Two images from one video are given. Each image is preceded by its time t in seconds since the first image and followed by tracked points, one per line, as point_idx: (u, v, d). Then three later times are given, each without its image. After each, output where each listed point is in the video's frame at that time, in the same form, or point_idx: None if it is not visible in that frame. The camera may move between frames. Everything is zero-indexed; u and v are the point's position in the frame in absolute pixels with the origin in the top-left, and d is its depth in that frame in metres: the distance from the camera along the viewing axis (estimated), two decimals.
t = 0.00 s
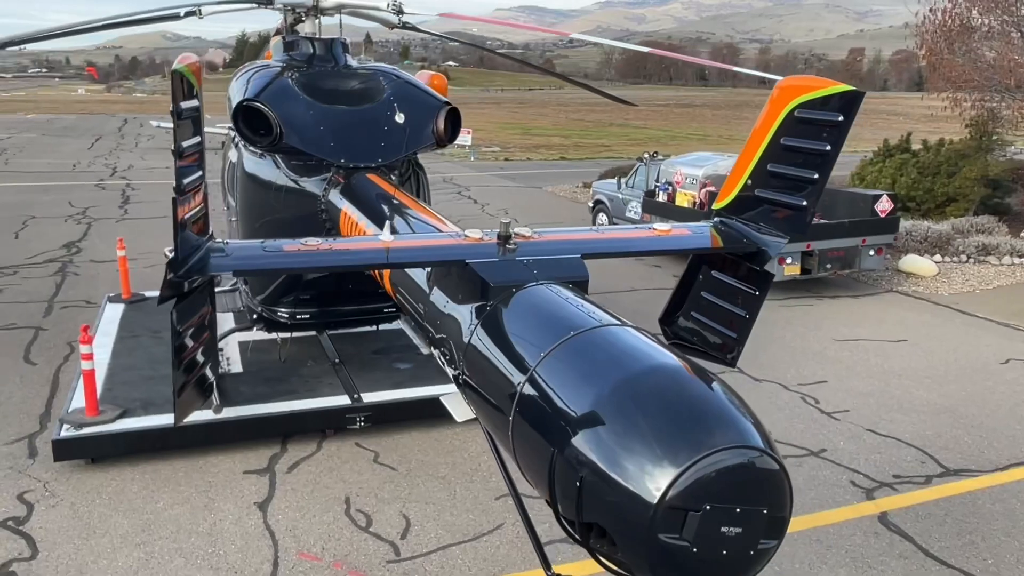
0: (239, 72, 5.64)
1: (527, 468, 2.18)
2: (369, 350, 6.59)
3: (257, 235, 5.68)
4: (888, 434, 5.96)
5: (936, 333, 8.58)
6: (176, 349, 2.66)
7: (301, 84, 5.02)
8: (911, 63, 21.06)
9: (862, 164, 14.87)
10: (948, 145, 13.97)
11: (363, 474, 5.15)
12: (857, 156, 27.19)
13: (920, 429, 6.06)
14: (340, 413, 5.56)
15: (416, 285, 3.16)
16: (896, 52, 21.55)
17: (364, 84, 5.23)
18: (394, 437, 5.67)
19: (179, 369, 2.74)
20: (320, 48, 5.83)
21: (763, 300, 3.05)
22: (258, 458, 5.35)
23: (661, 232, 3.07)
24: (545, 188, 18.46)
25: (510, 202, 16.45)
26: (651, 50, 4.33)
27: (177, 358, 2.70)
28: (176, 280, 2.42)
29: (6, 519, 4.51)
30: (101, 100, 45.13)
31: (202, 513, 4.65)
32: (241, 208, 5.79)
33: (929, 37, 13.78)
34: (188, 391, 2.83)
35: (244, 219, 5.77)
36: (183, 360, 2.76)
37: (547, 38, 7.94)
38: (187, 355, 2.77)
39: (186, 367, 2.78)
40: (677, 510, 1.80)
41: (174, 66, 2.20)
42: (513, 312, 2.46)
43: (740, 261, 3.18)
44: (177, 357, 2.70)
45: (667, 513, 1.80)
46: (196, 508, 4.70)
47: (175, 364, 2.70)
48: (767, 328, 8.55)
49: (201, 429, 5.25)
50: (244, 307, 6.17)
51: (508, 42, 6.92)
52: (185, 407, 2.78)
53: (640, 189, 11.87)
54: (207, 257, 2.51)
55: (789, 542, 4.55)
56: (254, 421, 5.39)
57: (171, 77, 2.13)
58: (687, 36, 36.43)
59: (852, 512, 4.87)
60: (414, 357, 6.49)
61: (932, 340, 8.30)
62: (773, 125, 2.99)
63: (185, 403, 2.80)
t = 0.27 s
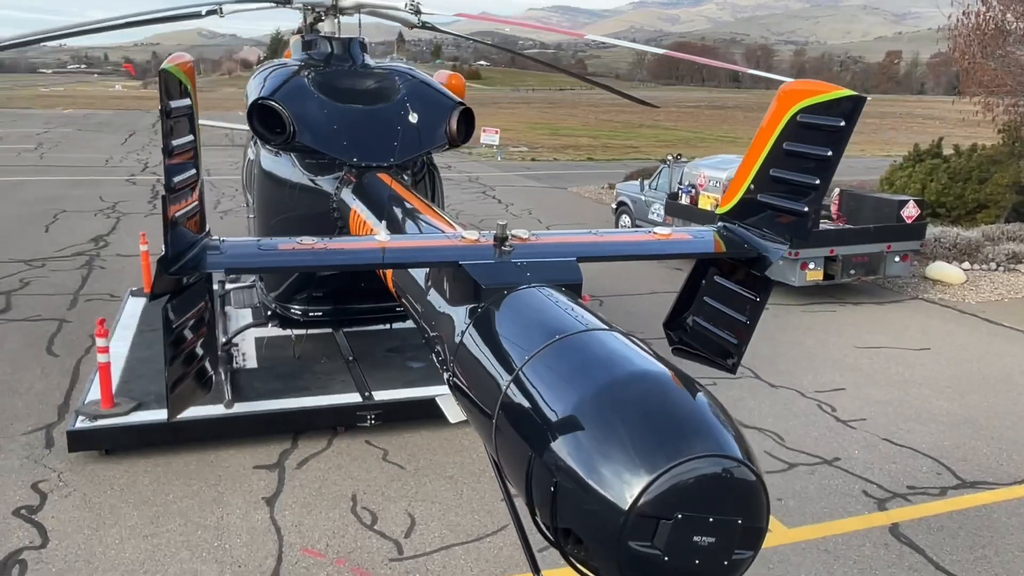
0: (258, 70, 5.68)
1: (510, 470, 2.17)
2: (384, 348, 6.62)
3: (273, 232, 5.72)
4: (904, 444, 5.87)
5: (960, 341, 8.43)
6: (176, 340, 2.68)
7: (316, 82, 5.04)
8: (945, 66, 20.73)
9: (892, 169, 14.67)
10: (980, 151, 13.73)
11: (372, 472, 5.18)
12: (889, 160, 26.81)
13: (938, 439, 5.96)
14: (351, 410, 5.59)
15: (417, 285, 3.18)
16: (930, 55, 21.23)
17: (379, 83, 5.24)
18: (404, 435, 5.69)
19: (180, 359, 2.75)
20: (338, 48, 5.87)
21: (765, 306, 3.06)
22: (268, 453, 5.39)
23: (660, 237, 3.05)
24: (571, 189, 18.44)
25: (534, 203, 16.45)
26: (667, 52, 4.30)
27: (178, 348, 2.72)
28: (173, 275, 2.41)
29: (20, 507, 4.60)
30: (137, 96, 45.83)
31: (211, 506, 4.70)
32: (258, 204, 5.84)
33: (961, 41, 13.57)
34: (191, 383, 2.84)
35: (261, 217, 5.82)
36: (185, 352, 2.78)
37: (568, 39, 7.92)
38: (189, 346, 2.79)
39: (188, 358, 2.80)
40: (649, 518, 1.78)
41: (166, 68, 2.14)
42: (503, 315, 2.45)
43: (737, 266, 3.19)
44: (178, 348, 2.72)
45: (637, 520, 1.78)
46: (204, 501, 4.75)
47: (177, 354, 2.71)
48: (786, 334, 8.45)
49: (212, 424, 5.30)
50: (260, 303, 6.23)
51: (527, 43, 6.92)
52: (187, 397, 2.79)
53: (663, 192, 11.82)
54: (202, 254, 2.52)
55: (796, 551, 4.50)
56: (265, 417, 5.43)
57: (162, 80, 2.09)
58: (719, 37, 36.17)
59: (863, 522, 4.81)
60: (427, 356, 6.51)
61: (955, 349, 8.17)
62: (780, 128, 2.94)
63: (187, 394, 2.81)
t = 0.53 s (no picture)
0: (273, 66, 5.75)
1: (483, 463, 2.18)
2: (395, 344, 6.66)
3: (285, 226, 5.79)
4: (916, 451, 5.79)
5: (980, 349, 8.30)
6: (170, 326, 2.72)
7: (328, 79, 5.09)
8: (978, 70, 20.40)
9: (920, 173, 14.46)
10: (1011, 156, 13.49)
11: (376, 466, 5.21)
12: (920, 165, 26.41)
13: (950, 447, 5.88)
14: (358, 405, 5.63)
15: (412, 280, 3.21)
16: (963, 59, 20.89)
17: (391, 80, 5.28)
18: (410, 431, 5.72)
19: (173, 344, 2.79)
20: (353, 45, 5.92)
21: (756, 306, 3.06)
22: (276, 446, 5.45)
23: (653, 235, 3.05)
24: (594, 189, 18.40)
25: (556, 203, 16.45)
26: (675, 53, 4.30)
27: (172, 334, 2.76)
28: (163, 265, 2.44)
29: (31, 492, 4.70)
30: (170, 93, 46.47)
31: (216, 496, 4.76)
32: (271, 199, 5.91)
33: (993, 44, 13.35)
34: (182, 369, 2.88)
35: (273, 212, 5.89)
36: (178, 337, 2.82)
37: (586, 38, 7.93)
38: (183, 332, 2.83)
39: (181, 344, 2.84)
40: (609, 512, 1.77)
41: (148, 62, 2.14)
42: (487, 310, 2.47)
43: (731, 266, 3.20)
44: (172, 334, 2.76)
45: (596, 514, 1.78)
46: (210, 491, 4.82)
47: (170, 340, 2.75)
48: (803, 338, 8.38)
49: (221, 415, 5.37)
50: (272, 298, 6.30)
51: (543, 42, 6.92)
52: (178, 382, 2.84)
53: (684, 193, 11.76)
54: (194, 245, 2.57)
55: (797, 556, 4.46)
56: (273, 409, 5.49)
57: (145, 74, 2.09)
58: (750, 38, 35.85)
59: (867, 529, 4.75)
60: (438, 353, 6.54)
61: (976, 357, 8.04)
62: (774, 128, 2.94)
63: (178, 379, 2.86)
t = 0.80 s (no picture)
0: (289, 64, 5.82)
1: (456, 458, 2.20)
2: (405, 341, 6.72)
3: (297, 223, 5.87)
4: (925, 459, 5.73)
5: (999, 358, 8.17)
6: (164, 315, 2.77)
7: (342, 78, 5.14)
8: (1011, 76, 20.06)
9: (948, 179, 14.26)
10: None
11: (380, 462, 5.26)
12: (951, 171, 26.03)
13: (960, 457, 5.81)
14: (365, 400, 5.68)
15: (407, 276, 3.26)
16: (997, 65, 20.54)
17: (403, 79, 5.32)
18: (416, 428, 5.77)
19: (168, 333, 2.85)
20: (367, 44, 5.97)
21: (745, 309, 3.05)
22: (283, 439, 5.53)
23: (644, 237, 3.06)
24: (617, 191, 18.37)
25: (578, 204, 16.45)
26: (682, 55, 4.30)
27: (166, 323, 2.81)
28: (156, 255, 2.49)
29: (42, 478, 4.81)
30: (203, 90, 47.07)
31: (222, 487, 4.84)
32: (284, 195, 5.99)
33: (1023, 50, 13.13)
34: (178, 358, 2.94)
35: (286, 208, 5.96)
36: (173, 326, 2.87)
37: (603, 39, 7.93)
38: (178, 322, 2.88)
39: (177, 332, 2.90)
40: (565, 506, 1.78)
41: (133, 59, 2.18)
42: (469, 307, 2.50)
43: (723, 268, 3.20)
44: (166, 323, 2.81)
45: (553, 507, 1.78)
46: (216, 482, 4.90)
47: (164, 328, 2.81)
48: (818, 343, 8.31)
49: (230, 407, 5.45)
50: (285, 293, 6.37)
51: (558, 44, 6.94)
52: (173, 370, 2.89)
53: (704, 196, 11.74)
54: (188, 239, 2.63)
55: (796, 562, 4.45)
56: (281, 403, 5.56)
57: (128, 72, 2.13)
58: (780, 41, 35.56)
59: (869, 536, 4.72)
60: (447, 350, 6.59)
61: (994, 366, 7.92)
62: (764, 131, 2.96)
63: (174, 367, 2.91)
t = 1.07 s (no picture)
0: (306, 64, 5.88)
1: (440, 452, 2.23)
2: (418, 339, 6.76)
3: (312, 220, 5.93)
4: (938, 469, 5.67)
5: (1021, 368, 8.05)
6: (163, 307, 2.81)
7: (357, 77, 5.19)
8: None
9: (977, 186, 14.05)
10: None
11: (388, 458, 5.31)
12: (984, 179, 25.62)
13: (974, 467, 5.73)
14: (375, 397, 5.74)
15: (407, 273, 3.29)
16: None
17: (418, 80, 5.37)
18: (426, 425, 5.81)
19: (169, 323, 2.90)
20: (384, 45, 6.02)
21: (741, 313, 3.06)
22: (294, 433, 5.59)
23: (642, 238, 3.07)
24: (641, 194, 18.34)
25: (601, 206, 16.44)
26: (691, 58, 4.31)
27: (167, 313, 2.86)
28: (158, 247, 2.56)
29: (57, 466, 4.91)
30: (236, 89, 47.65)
31: (231, 479, 4.91)
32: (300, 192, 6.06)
33: None
34: (179, 348, 2.99)
35: (302, 205, 6.03)
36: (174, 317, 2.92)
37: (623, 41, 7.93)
38: (178, 312, 2.93)
39: (177, 323, 2.95)
40: (534, 500, 1.80)
41: (131, 57, 2.24)
42: (461, 303, 2.54)
43: (721, 272, 3.21)
44: (167, 313, 2.86)
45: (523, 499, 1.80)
46: (226, 474, 4.97)
47: (165, 318, 2.86)
48: (836, 350, 8.23)
49: (242, 400, 5.53)
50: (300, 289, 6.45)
51: (576, 45, 6.96)
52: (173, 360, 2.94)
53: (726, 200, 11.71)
54: (189, 233, 2.69)
55: (799, 567, 4.42)
56: (293, 397, 5.63)
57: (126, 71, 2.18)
58: (811, 45, 35.24)
59: (876, 544, 4.68)
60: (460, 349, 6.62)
61: (1017, 376, 7.80)
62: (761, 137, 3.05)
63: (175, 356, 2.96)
